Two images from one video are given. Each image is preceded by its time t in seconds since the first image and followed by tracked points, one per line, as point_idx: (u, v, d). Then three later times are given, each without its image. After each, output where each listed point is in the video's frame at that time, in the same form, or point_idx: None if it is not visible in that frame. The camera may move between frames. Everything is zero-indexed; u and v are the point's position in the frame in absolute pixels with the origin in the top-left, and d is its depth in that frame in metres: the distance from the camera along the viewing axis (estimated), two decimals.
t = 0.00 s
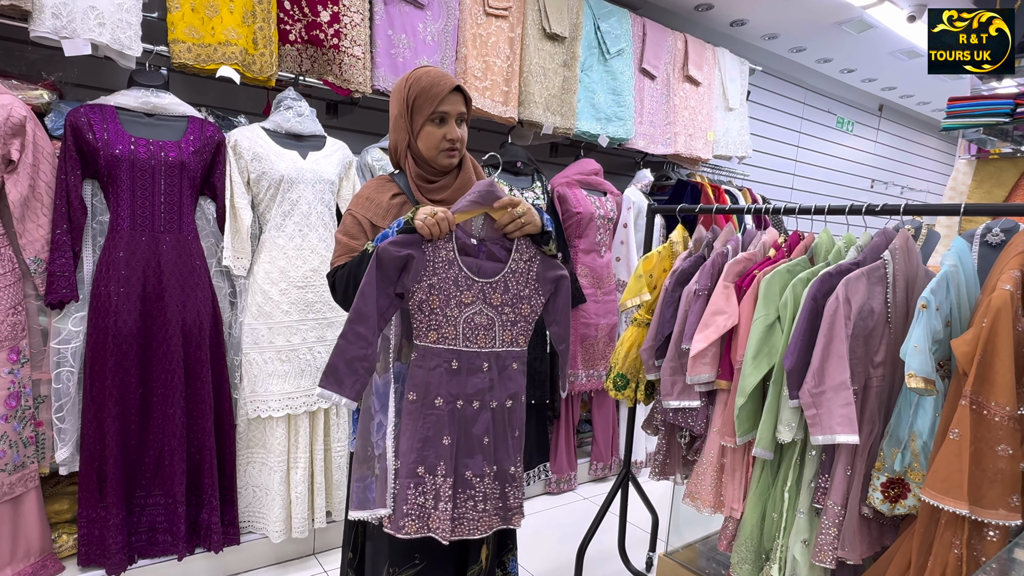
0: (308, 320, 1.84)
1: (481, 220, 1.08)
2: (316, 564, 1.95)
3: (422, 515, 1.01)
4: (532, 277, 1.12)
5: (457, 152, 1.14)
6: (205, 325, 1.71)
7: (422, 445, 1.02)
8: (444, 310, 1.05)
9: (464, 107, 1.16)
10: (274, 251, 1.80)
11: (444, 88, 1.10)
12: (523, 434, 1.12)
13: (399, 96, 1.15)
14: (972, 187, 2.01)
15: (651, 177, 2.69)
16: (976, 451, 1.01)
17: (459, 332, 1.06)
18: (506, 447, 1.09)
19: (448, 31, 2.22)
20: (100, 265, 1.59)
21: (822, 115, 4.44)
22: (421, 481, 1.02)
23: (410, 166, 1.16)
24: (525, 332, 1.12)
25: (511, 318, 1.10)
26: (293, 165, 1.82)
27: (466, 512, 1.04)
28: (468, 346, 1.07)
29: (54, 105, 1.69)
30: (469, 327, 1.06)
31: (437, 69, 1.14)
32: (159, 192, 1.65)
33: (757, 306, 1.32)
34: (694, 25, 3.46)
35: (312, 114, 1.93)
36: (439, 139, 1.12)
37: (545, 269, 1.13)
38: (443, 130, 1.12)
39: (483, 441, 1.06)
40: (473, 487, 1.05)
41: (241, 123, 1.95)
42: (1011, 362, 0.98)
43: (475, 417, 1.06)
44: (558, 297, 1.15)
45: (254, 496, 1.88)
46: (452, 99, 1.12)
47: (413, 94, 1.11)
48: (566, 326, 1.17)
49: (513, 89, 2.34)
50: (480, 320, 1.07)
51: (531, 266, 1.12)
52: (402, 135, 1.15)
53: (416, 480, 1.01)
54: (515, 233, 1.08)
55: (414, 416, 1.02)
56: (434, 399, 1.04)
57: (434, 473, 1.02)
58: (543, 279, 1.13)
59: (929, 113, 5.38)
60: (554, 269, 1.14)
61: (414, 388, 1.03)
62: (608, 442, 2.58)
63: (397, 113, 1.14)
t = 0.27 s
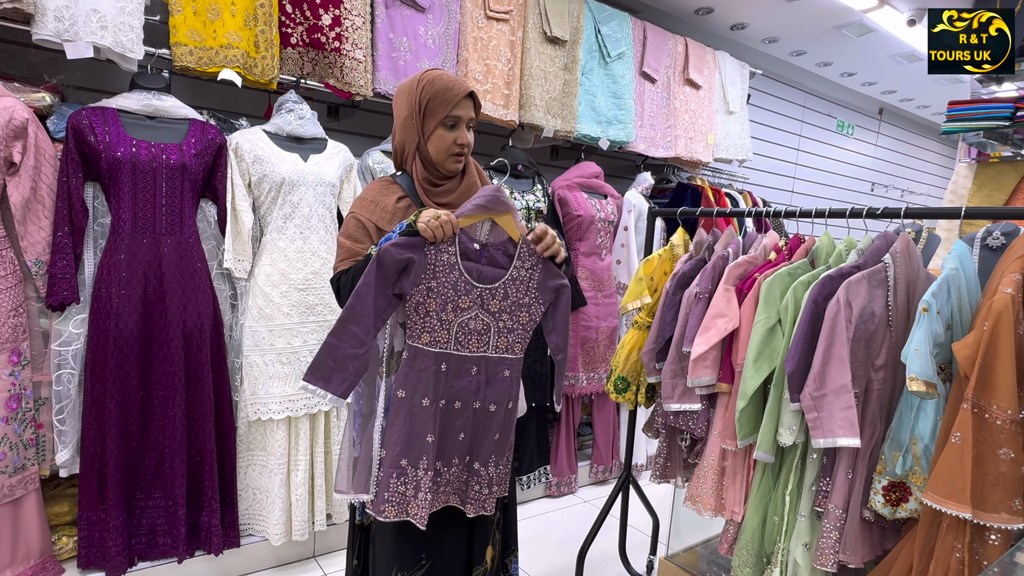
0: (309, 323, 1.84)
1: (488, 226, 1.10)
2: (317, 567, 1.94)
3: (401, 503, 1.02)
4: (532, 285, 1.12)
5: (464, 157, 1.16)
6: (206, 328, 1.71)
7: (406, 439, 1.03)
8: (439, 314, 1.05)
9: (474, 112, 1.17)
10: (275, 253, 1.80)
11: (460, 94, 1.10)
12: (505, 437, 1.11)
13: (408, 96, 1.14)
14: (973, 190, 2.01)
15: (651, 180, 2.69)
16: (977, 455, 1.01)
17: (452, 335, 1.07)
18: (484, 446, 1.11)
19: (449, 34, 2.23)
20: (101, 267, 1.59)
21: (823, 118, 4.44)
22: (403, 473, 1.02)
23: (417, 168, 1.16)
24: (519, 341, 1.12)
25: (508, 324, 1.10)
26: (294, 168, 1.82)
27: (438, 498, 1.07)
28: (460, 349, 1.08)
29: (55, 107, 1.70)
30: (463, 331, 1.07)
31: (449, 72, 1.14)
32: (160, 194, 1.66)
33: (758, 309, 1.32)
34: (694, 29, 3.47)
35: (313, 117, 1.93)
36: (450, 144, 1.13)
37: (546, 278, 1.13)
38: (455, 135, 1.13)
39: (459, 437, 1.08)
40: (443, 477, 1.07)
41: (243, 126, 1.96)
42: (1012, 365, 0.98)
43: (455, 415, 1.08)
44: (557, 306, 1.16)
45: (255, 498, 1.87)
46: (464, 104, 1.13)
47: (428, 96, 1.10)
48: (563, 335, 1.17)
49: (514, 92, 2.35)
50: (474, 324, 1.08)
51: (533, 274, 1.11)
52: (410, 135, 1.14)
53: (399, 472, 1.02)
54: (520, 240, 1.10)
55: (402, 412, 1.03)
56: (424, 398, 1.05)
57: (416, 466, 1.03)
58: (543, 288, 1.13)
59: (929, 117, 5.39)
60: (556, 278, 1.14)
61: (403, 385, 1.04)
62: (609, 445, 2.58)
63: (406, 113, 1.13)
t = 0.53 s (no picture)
0: (309, 325, 1.84)
1: (495, 222, 1.10)
2: (316, 570, 1.94)
3: (412, 500, 1.04)
4: (540, 281, 1.12)
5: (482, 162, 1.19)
6: (205, 330, 1.71)
7: (415, 438, 1.05)
8: (447, 312, 1.06)
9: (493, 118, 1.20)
10: (275, 256, 1.80)
11: (487, 100, 1.13)
12: (517, 436, 1.12)
13: (431, 96, 1.13)
14: (972, 193, 2.01)
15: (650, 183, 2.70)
16: (976, 458, 1.01)
17: (460, 334, 1.08)
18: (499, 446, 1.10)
19: (448, 38, 2.23)
20: (101, 270, 1.60)
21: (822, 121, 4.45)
22: (415, 470, 1.04)
23: (437, 170, 1.15)
24: (528, 337, 1.13)
25: (515, 322, 1.11)
26: (294, 171, 1.82)
27: (450, 496, 1.08)
28: (468, 348, 1.09)
29: (56, 110, 1.70)
30: (471, 329, 1.08)
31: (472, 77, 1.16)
32: (160, 197, 1.66)
33: (757, 312, 1.32)
34: (693, 32, 3.48)
35: (313, 120, 1.94)
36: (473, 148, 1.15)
37: (553, 274, 1.14)
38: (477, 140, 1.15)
39: (471, 436, 1.09)
40: (455, 475, 1.08)
41: (243, 128, 1.96)
42: (1011, 368, 0.99)
43: (467, 413, 1.09)
44: (563, 302, 1.16)
45: (254, 500, 1.87)
46: (488, 110, 1.15)
47: (455, 99, 1.11)
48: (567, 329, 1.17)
49: (514, 95, 2.36)
50: (482, 322, 1.09)
51: (540, 270, 1.12)
52: (432, 137, 1.13)
53: (410, 469, 1.04)
54: (528, 237, 1.11)
55: (411, 411, 1.04)
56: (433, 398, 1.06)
57: (426, 461, 1.05)
58: (551, 284, 1.14)
59: (928, 120, 5.40)
60: (563, 275, 1.14)
61: (411, 384, 1.05)
62: (608, 448, 2.58)
63: (429, 114, 1.13)
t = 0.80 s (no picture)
0: (308, 328, 1.84)
1: (526, 229, 1.11)
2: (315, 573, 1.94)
3: (439, 521, 1.02)
4: (567, 289, 1.13)
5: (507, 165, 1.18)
6: (204, 333, 1.71)
7: (444, 452, 1.03)
8: (479, 320, 1.05)
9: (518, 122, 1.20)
10: (274, 259, 1.80)
11: (514, 103, 1.13)
12: (539, 447, 1.13)
13: (458, 100, 1.13)
14: (969, 196, 2.01)
15: (649, 186, 2.70)
16: (975, 461, 1.01)
17: (491, 342, 1.06)
18: (522, 457, 1.11)
19: (447, 41, 2.23)
20: (100, 273, 1.60)
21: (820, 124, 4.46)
22: (441, 489, 1.03)
23: (462, 173, 1.15)
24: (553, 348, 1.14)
25: (543, 330, 1.11)
26: (292, 174, 1.83)
27: (478, 518, 1.06)
28: (498, 357, 1.07)
29: (55, 113, 1.70)
30: (502, 338, 1.07)
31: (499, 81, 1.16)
32: (159, 200, 1.66)
33: (756, 314, 1.32)
34: (692, 35, 3.49)
35: (312, 123, 1.94)
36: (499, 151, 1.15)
37: (581, 282, 1.14)
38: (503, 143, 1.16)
39: (501, 451, 1.08)
40: (485, 495, 1.07)
41: (242, 132, 1.96)
42: (1008, 371, 0.99)
43: (495, 427, 1.08)
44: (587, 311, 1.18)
45: (253, 504, 1.87)
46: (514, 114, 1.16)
47: (482, 103, 1.12)
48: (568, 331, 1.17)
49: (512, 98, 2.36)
50: (512, 331, 1.08)
51: (568, 278, 1.13)
52: (458, 140, 1.14)
53: (437, 488, 1.03)
54: (558, 245, 1.11)
55: (441, 424, 1.03)
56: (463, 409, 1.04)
57: (454, 482, 1.03)
58: (577, 292, 1.14)
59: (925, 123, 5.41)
60: (590, 283, 1.15)
61: (442, 396, 1.04)
62: (607, 450, 2.58)
63: (456, 116, 1.13)
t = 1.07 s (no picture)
0: (307, 330, 1.84)
1: (575, 245, 1.08)
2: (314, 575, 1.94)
3: (494, 553, 0.96)
4: (619, 309, 1.08)
5: (535, 160, 1.16)
6: (203, 335, 1.71)
7: (494, 479, 0.98)
8: (523, 339, 1.03)
9: (547, 122, 1.19)
10: (273, 261, 1.80)
11: (530, 97, 1.14)
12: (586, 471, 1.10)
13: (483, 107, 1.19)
14: (967, 197, 2.02)
15: (647, 187, 2.70)
16: (973, 462, 1.01)
17: (535, 362, 1.04)
18: (566, 482, 1.08)
19: (446, 43, 2.23)
20: (99, 275, 1.60)
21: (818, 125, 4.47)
22: (496, 519, 0.97)
23: (490, 171, 1.15)
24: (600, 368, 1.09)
25: (591, 351, 1.08)
26: (291, 176, 1.82)
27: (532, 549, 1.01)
28: (543, 378, 1.05)
29: (54, 116, 1.70)
30: (546, 358, 1.05)
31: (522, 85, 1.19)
32: (158, 203, 1.66)
33: (754, 316, 1.32)
34: (690, 37, 3.49)
35: (311, 125, 1.94)
36: (518, 145, 1.14)
37: (635, 302, 1.09)
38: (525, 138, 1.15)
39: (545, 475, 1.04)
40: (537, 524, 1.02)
41: (241, 134, 1.96)
42: (1007, 372, 0.99)
43: (540, 449, 1.04)
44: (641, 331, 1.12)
45: (252, 506, 1.86)
46: (537, 110, 1.16)
47: (500, 103, 1.15)
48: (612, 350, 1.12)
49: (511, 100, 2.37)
50: (556, 351, 1.06)
51: (621, 298, 1.08)
52: (482, 140, 1.16)
53: (491, 517, 0.97)
54: (610, 262, 1.07)
55: (492, 449, 0.99)
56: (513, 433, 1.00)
57: (508, 510, 0.98)
58: (630, 312, 1.09)
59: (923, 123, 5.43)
60: (644, 302, 1.09)
61: (491, 419, 1.00)
62: (607, 452, 2.58)
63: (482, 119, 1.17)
